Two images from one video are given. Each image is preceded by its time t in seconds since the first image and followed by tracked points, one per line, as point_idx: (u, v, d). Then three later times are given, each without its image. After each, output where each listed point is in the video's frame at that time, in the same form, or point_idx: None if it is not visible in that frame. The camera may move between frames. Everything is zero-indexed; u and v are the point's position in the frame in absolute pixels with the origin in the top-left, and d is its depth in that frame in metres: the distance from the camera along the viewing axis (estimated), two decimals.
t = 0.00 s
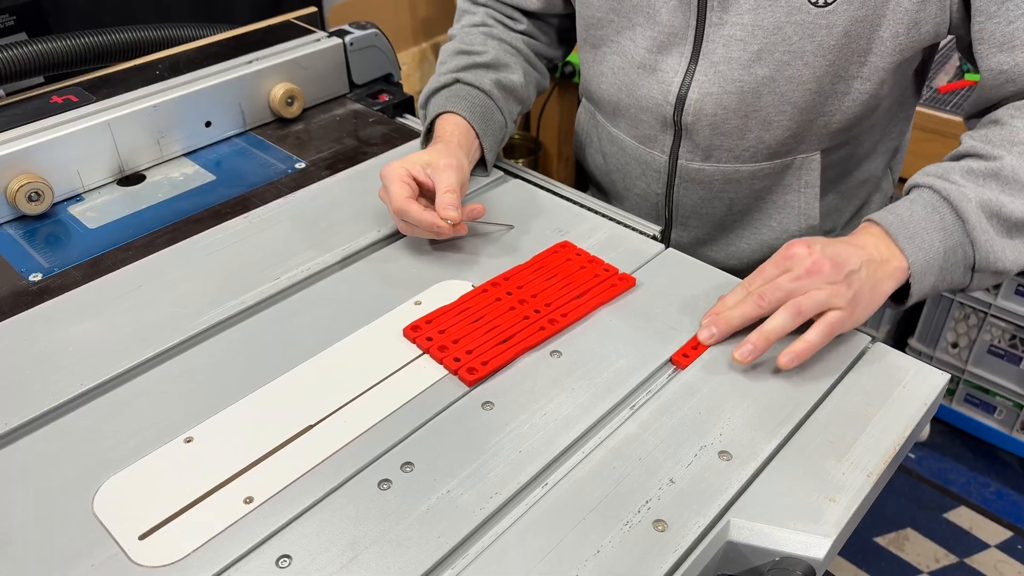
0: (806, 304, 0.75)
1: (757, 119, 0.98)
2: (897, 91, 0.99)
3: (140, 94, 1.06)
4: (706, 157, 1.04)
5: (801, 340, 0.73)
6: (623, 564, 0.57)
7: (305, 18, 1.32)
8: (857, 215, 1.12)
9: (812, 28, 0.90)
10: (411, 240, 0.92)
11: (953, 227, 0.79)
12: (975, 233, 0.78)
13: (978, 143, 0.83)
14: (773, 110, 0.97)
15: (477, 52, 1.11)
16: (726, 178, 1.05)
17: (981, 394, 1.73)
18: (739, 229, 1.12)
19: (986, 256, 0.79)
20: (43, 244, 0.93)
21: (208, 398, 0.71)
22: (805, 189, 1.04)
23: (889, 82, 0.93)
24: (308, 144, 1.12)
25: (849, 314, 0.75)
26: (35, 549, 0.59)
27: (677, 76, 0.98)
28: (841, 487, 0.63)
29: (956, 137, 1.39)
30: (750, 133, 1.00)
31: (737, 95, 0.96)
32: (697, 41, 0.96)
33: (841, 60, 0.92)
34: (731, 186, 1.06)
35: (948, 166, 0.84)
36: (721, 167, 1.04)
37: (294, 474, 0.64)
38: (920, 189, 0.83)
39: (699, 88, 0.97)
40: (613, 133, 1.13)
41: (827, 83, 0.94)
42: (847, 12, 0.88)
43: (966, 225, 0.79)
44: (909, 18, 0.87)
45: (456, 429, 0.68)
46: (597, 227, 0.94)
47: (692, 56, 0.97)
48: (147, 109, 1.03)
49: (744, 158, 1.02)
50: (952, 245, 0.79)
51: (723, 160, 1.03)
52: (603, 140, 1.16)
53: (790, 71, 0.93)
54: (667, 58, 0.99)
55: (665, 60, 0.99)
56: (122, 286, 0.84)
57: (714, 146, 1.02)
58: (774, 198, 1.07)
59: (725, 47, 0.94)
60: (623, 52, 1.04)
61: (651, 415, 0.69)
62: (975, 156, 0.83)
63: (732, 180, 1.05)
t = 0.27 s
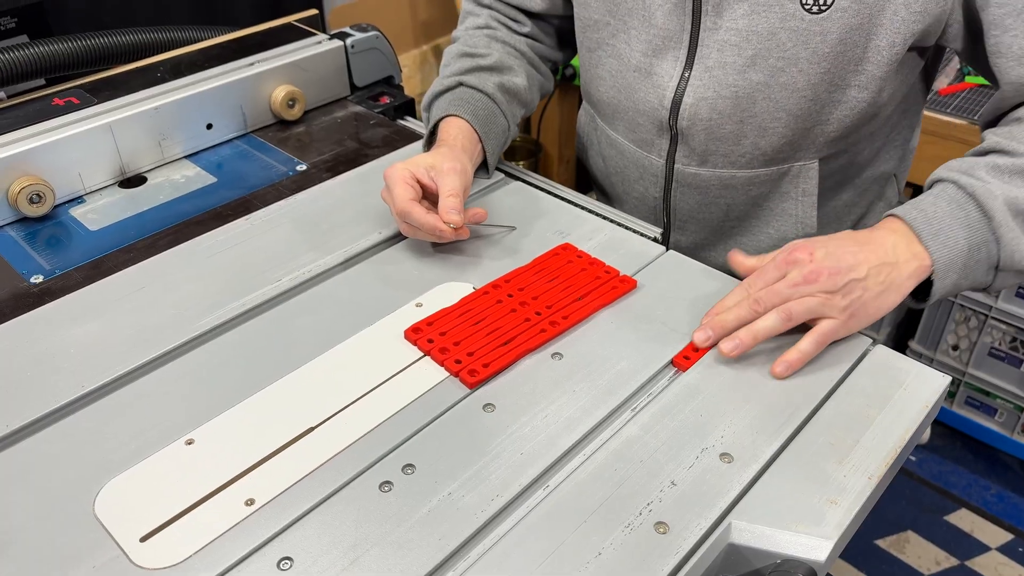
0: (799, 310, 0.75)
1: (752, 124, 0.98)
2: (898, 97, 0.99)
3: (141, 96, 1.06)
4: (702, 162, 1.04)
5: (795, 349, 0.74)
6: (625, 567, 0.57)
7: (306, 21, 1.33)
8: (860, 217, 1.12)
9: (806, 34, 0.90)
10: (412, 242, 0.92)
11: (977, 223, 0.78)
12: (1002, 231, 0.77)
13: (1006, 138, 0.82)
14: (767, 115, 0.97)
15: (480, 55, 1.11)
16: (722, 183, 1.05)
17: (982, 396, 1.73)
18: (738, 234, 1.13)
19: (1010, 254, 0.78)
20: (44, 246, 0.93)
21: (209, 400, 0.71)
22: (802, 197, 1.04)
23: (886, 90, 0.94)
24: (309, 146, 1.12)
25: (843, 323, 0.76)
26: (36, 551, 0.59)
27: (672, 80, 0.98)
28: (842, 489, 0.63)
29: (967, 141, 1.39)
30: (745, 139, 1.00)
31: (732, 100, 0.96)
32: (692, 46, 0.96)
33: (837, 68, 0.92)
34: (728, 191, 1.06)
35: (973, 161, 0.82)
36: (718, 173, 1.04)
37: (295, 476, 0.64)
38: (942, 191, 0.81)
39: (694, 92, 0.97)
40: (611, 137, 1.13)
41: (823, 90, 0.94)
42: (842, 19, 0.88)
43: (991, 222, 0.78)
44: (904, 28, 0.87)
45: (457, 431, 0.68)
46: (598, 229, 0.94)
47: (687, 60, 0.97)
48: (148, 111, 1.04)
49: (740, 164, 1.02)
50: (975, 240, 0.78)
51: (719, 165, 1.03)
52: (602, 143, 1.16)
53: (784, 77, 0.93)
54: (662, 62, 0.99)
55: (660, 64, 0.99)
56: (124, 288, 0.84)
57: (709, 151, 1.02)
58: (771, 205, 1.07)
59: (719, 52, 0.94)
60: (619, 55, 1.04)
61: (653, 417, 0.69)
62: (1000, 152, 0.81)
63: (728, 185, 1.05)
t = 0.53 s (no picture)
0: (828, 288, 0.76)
1: (762, 128, 0.98)
2: (898, 100, 0.99)
3: (143, 98, 1.06)
4: (711, 167, 1.04)
5: (823, 319, 0.75)
6: (626, 568, 0.57)
7: (307, 23, 1.33)
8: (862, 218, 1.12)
9: (816, 39, 0.90)
10: (413, 244, 0.92)
11: (1012, 198, 0.77)
12: None
13: None
14: (778, 120, 0.97)
15: (481, 60, 1.11)
16: (731, 187, 1.05)
17: (982, 399, 1.73)
18: (745, 238, 1.13)
19: None
20: (45, 248, 0.93)
21: (210, 403, 0.71)
22: (810, 200, 1.05)
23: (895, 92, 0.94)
24: (310, 149, 1.12)
25: (874, 297, 0.75)
26: (38, 552, 0.59)
27: (681, 87, 0.98)
28: (842, 491, 0.63)
29: (967, 143, 1.39)
30: (754, 144, 1.00)
31: (742, 106, 0.96)
32: (700, 53, 0.96)
33: (846, 71, 0.92)
34: (737, 195, 1.06)
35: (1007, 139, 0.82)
36: (726, 178, 1.04)
37: (296, 478, 0.64)
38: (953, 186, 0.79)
39: (703, 99, 0.97)
40: (617, 143, 1.13)
41: (833, 94, 0.94)
42: (852, 23, 0.88)
43: None
44: (915, 29, 0.87)
45: (458, 432, 0.68)
46: (598, 231, 0.94)
47: (696, 66, 0.97)
48: (149, 114, 1.04)
49: (750, 168, 1.03)
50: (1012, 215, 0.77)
51: (728, 170, 1.03)
52: (607, 150, 1.16)
53: (794, 82, 0.93)
54: (670, 69, 0.99)
55: (668, 71, 0.99)
56: (125, 290, 0.84)
57: (719, 156, 1.02)
58: (779, 207, 1.08)
59: (728, 58, 0.94)
60: (626, 62, 1.04)
61: (653, 419, 0.69)
62: None
63: (737, 189, 1.05)
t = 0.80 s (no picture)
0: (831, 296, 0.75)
1: (761, 130, 0.98)
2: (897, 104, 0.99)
3: (143, 100, 1.06)
4: (710, 169, 1.04)
5: (824, 331, 0.75)
6: (625, 569, 0.57)
7: (307, 25, 1.33)
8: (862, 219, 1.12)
9: (816, 41, 0.90)
10: (413, 246, 0.92)
11: (1004, 207, 0.77)
12: None
13: None
14: (777, 122, 0.97)
15: (482, 61, 1.11)
16: (730, 188, 1.05)
17: (982, 400, 1.72)
18: (744, 239, 1.13)
19: None
20: (46, 249, 0.93)
21: (210, 404, 0.71)
22: (809, 201, 1.05)
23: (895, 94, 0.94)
24: (310, 150, 1.13)
25: (872, 307, 0.75)
26: (38, 553, 0.59)
27: (681, 88, 0.98)
28: (841, 492, 0.63)
29: (968, 145, 1.39)
30: (754, 145, 1.00)
31: (742, 107, 0.96)
32: (701, 54, 0.96)
33: (847, 74, 0.92)
34: (736, 197, 1.06)
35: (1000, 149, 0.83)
36: (726, 179, 1.04)
37: (296, 479, 0.64)
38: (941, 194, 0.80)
39: (703, 100, 0.97)
40: (618, 143, 1.13)
41: (833, 96, 0.94)
42: (852, 25, 0.88)
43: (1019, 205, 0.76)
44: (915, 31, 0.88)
45: (458, 434, 0.68)
46: (598, 233, 0.94)
47: (696, 67, 0.97)
48: (150, 115, 1.04)
49: (749, 169, 1.03)
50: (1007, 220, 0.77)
51: (727, 171, 1.04)
52: (608, 149, 1.16)
53: (794, 84, 0.93)
54: (671, 70, 0.99)
55: (669, 72, 1.00)
56: (126, 291, 0.84)
57: (718, 157, 1.02)
58: (778, 208, 1.08)
59: (729, 59, 0.94)
60: (627, 63, 1.04)
61: (652, 420, 0.69)
62: None
63: (736, 191, 1.05)
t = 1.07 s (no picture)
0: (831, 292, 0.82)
1: (762, 130, 0.98)
2: (893, 100, 1.00)
3: (144, 101, 1.06)
4: (710, 168, 1.04)
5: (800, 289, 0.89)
6: (625, 569, 0.58)
7: (308, 26, 1.33)
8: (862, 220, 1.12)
9: (817, 41, 0.91)
10: (414, 246, 0.92)
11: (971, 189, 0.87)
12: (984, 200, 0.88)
13: (1005, 105, 0.89)
14: (778, 121, 0.97)
15: (481, 64, 1.11)
16: (731, 188, 1.05)
17: (982, 402, 1.73)
18: (744, 239, 1.13)
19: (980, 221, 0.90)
20: (47, 249, 0.93)
21: (210, 404, 0.71)
22: (808, 200, 1.05)
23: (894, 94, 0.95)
24: (311, 151, 1.13)
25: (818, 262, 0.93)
26: (39, 553, 0.59)
27: (683, 87, 0.99)
28: (840, 493, 0.63)
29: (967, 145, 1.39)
30: (754, 144, 1.00)
31: (743, 107, 0.96)
32: (702, 54, 0.96)
33: (847, 72, 0.92)
34: (736, 197, 1.06)
35: (975, 125, 0.89)
36: (726, 178, 1.05)
37: (295, 480, 0.64)
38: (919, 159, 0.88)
39: (705, 100, 0.97)
40: (618, 143, 1.13)
41: (833, 96, 0.94)
42: (852, 24, 0.89)
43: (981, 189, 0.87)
44: (915, 30, 0.88)
45: (457, 434, 0.68)
46: (598, 234, 0.94)
47: (698, 67, 0.97)
48: (151, 116, 1.04)
49: (750, 169, 1.03)
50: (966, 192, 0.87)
51: (727, 171, 1.04)
52: (608, 149, 1.16)
53: (795, 83, 0.94)
54: (672, 69, 1.00)
55: (670, 71, 1.00)
56: (126, 291, 0.85)
57: (719, 157, 1.02)
58: (778, 208, 1.08)
59: (730, 58, 0.94)
60: (628, 63, 1.04)
61: (652, 421, 0.70)
62: (998, 118, 0.89)
63: (737, 191, 1.06)
